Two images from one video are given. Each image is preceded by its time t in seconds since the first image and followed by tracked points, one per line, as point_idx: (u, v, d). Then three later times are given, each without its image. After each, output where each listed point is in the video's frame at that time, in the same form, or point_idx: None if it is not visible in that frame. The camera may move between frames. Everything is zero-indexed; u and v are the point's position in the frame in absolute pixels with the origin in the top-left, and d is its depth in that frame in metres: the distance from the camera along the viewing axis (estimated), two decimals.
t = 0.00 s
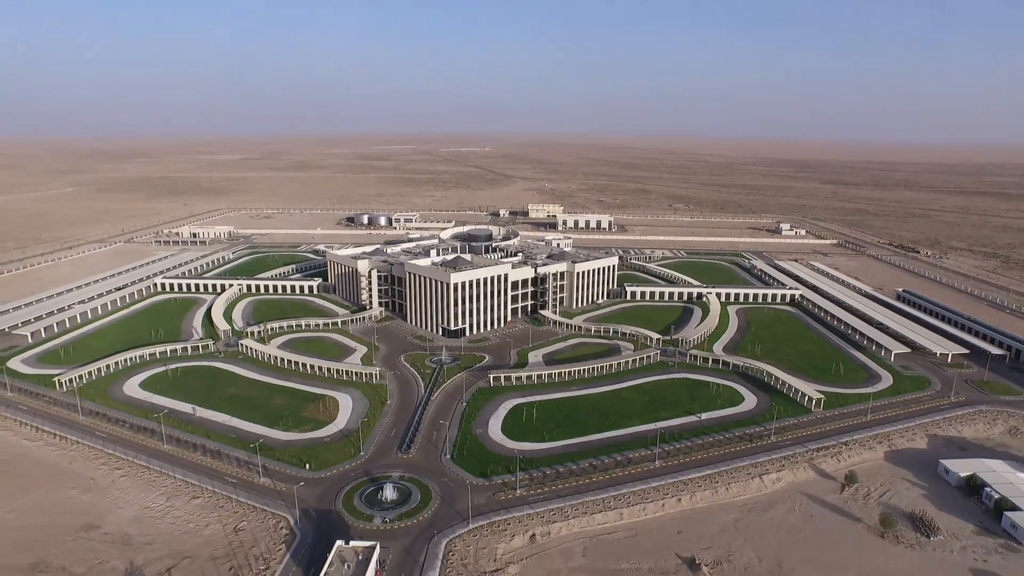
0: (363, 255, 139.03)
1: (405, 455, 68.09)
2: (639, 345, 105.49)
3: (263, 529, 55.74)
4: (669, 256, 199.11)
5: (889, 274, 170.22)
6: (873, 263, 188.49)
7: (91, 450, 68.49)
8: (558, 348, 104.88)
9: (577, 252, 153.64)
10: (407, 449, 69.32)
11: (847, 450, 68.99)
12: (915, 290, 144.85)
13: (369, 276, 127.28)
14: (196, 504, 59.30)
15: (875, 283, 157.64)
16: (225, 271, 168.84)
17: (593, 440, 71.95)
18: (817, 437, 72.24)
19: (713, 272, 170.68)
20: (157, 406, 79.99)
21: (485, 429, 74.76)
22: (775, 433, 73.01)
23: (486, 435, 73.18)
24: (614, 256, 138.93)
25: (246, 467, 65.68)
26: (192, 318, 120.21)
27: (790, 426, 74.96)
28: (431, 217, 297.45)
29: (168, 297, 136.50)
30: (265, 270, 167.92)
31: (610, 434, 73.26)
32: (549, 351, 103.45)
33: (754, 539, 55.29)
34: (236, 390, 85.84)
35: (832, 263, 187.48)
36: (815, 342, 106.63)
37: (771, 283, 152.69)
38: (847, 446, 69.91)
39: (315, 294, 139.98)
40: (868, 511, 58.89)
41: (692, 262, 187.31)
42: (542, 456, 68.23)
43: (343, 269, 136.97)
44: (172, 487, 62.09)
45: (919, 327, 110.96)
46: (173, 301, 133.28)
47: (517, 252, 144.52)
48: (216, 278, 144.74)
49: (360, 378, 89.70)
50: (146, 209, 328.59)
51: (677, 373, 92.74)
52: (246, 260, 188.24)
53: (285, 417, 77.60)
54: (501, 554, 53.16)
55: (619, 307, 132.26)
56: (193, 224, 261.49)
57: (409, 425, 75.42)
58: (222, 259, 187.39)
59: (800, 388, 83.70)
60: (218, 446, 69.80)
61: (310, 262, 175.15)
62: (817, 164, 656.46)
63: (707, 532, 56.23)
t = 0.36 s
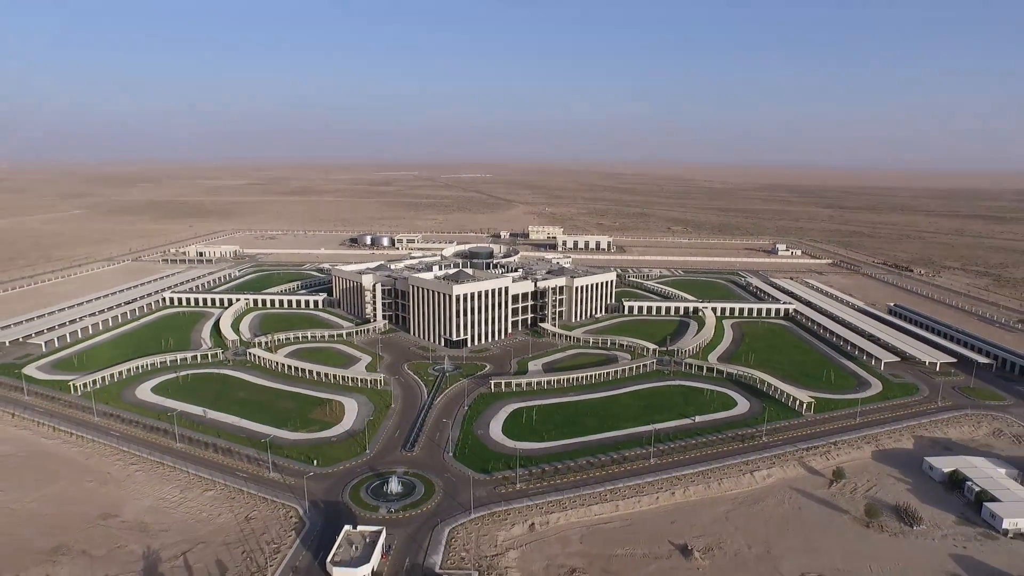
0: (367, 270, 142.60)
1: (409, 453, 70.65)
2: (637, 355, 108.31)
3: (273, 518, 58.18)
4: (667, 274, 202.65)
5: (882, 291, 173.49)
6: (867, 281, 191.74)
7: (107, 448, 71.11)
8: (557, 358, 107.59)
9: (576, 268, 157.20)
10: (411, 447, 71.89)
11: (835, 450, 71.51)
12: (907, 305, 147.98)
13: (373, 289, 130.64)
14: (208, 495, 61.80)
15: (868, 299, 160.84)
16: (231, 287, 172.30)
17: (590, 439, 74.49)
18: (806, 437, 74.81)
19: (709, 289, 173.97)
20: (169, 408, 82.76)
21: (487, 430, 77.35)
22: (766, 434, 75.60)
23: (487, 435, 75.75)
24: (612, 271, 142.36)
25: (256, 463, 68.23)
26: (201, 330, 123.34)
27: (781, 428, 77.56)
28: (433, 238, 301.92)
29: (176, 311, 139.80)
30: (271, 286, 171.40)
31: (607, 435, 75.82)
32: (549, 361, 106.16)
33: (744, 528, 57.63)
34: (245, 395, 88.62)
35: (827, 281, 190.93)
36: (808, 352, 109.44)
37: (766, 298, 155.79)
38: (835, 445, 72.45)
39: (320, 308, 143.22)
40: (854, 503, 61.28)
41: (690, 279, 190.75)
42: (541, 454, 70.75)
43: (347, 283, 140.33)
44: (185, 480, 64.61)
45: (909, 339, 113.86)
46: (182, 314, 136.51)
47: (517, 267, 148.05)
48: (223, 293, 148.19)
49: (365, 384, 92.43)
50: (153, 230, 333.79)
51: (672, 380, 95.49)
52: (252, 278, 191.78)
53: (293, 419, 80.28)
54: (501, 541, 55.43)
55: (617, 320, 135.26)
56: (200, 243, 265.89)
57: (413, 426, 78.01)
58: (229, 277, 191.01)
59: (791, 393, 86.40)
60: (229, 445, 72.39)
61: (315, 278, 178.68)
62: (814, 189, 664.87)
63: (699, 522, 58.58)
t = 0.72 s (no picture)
0: (371, 280, 146.13)
1: (413, 447, 73.51)
2: (634, 360, 111.30)
3: (285, 504, 60.94)
4: (665, 287, 205.99)
5: (876, 303, 176.64)
6: (862, 294, 194.97)
7: (124, 443, 73.95)
8: (557, 364, 110.66)
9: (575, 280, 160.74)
10: (415, 443, 74.77)
11: (824, 445, 74.31)
12: (899, 316, 150.98)
13: (378, 299, 134.00)
14: (222, 484, 64.62)
15: (862, 311, 163.97)
16: (238, 299, 175.68)
17: (588, 436, 77.32)
18: (797, 434, 77.61)
19: (707, 300, 177.28)
20: (182, 408, 85.73)
21: (488, 427, 80.23)
22: (758, 431, 78.45)
23: (489, 432, 78.61)
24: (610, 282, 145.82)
25: (267, 456, 71.10)
26: (210, 337, 126.53)
27: (772, 425, 80.40)
28: (435, 254, 305.96)
29: (185, 320, 143.17)
30: (277, 298, 174.84)
31: (604, 432, 78.69)
32: (549, 366, 109.20)
33: (734, 514, 60.31)
34: (255, 396, 91.64)
35: (823, 295, 194.14)
36: (800, 359, 112.43)
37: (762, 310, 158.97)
38: (824, 441, 75.26)
39: (325, 318, 146.47)
40: (840, 493, 63.94)
41: (687, 292, 194.06)
42: (540, 449, 73.59)
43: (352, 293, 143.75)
44: (199, 471, 67.46)
45: (900, 346, 116.87)
46: (190, 323, 139.85)
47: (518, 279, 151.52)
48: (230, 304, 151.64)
49: (370, 387, 95.43)
50: (158, 247, 338.27)
51: (668, 383, 98.45)
52: (258, 290, 195.29)
53: (302, 418, 83.21)
54: (502, 525, 58.11)
55: (615, 329, 138.35)
56: (205, 259, 269.94)
57: (417, 424, 80.89)
58: (235, 290, 194.59)
59: (783, 394, 89.30)
60: (240, 440, 75.30)
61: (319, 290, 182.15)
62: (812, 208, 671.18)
63: (692, 510, 61.19)
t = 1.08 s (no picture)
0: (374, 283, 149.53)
1: (417, 436, 76.49)
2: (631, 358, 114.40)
3: (295, 485, 63.84)
4: (663, 293, 209.25)
5: (869, 308, 179.97)
6: (855, 300, 198.17)
7: (139, 431, 76.96)
8: (556, 362, 113.81)
9: (574, 283, 164.11)
10: (419, 432, 77.71)
11: (812, 435, 77.28)
12: (891, 319, 154.18)
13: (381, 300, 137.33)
14: (235, 468, 67.56)
15: (856, 314, 167.17)
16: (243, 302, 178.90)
17: (585, 426, 80.31)
18: (786, 425, 80.55)
19: (703, 304, 180.47)
20: (193, 401, 88.76)
21: (490, 418, 83.24)
22: (749, 422, 81.37)
23: (490, 422, 81.63)
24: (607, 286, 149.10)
25: (277, 443, 74.11)
26: (217, 337, 129.64)
27: (763, 417, 83.38)
28: (437, 262, 309.47)
29: (192, 322, 146.31)
30: (281, 301, 177.98)
31: (601, 422, 81.69)
32: (548, 364, 112.37)
33: (725, 495, 63.20)
34: (263, 390, 94.65)
35: (817, 300, 197.48)
36: (793, 357, 115.52)
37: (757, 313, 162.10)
38: (812, 431, 78.24)
39: (329, 320, 149.65)
40: (826, 476, 66.87)
41: (684, 297, 197.32)
42: (540, 437, 76.57)
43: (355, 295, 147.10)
44: (212, 456, 70.42)
45: (889, 345, 120.12)
46: (198, 324, 142.95)
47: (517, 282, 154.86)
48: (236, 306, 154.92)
49: (375, 381, 98.40)
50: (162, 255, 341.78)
51: (663, 380, 101.46)
52: (262, 295, 198.57)
53: (309, 409, 86.21)
54: (502, 503, 60.99)
55: (613, 330, 141.48)
56: (209, 266, 273.68)
57: (421, 415, 83.88)
58: (240, 295, 197.88)
59: (774, 389, 92.33)
60: (250, 429, 78.30)
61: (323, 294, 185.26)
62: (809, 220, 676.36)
63: (683, 491, 64.08)
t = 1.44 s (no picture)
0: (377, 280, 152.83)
1: (421, 420, 79.72)
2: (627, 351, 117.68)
3: (305, 463, 67.03)
4: (661, 291, 212.44)
5: (863, 306, 183.15)
6: (850, 299, 201.31)
7: (154, 415, 80.27)
8: (554, 354, 117.13)
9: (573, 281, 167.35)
10: (423, 416, 80.93)
11: (800, 420, 80.51)
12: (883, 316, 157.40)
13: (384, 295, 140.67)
14: (248, 448, 70.80)
15: (849, 312, 170.34)
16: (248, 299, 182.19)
17: (582, 411, 83.55)
18: (776, 411, 83.81)
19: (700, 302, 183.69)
20: (204, 389, 92.04)
21: (490, 405, 86.48)
22: (740, 408, 84.62)
23: (491, 408, 84.88)
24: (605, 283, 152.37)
25: (286, 426, 77.34)
26: (225, 331, 133.03)
27: (753, 404, 86.63)
28: (438, 262, 312.66)
29: (199, 317, 149.65)
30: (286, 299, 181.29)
31: (597, 408, 84.95)
32: (547, 356, 115.64)
33: (714, 473, 66.43)
34: (271, 379, 97.87)
35: (812, 299, 200.75)
36: (785, 350, 118.77)
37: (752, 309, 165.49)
38: (800, 416, 81.47)
39: (333, 315, 152.88)
40: (811, 457, 70.12)
41: (682, 296, 200.58)
42: (538, 422, 79.82)
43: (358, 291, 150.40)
44: (225, 438, 73.68)
45: (879, 339, 123.42)
46: (205, 320, 146.25)
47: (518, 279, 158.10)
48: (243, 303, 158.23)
49: (379, 371, 101.60)
50: (166, 256, 345.42)
51: (658, 371, 104.74)
52: (266, 293, 201.88)
53: (317, 396, 89.45)
54: (502, 479, 64.30)
55: (610, 325, 144.71)
56: (213, 266, 277.23)
57: (424, 402, 87.12)
58: (245, 292, 201.23)
59: (765, 378, 95.58)
60: (261, 414, 81.52)
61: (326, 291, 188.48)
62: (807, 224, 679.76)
63: (675, 469, 67.36)
